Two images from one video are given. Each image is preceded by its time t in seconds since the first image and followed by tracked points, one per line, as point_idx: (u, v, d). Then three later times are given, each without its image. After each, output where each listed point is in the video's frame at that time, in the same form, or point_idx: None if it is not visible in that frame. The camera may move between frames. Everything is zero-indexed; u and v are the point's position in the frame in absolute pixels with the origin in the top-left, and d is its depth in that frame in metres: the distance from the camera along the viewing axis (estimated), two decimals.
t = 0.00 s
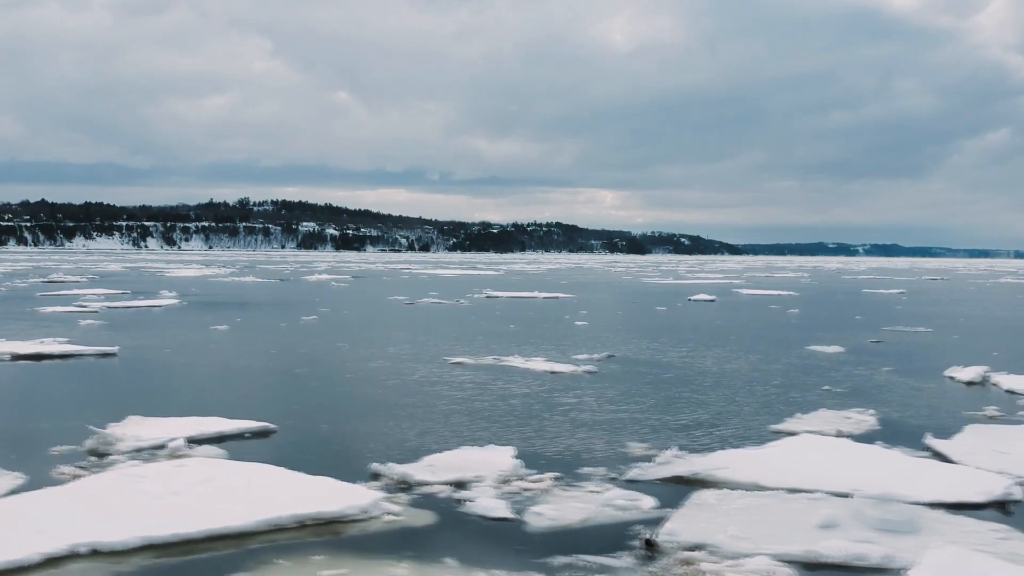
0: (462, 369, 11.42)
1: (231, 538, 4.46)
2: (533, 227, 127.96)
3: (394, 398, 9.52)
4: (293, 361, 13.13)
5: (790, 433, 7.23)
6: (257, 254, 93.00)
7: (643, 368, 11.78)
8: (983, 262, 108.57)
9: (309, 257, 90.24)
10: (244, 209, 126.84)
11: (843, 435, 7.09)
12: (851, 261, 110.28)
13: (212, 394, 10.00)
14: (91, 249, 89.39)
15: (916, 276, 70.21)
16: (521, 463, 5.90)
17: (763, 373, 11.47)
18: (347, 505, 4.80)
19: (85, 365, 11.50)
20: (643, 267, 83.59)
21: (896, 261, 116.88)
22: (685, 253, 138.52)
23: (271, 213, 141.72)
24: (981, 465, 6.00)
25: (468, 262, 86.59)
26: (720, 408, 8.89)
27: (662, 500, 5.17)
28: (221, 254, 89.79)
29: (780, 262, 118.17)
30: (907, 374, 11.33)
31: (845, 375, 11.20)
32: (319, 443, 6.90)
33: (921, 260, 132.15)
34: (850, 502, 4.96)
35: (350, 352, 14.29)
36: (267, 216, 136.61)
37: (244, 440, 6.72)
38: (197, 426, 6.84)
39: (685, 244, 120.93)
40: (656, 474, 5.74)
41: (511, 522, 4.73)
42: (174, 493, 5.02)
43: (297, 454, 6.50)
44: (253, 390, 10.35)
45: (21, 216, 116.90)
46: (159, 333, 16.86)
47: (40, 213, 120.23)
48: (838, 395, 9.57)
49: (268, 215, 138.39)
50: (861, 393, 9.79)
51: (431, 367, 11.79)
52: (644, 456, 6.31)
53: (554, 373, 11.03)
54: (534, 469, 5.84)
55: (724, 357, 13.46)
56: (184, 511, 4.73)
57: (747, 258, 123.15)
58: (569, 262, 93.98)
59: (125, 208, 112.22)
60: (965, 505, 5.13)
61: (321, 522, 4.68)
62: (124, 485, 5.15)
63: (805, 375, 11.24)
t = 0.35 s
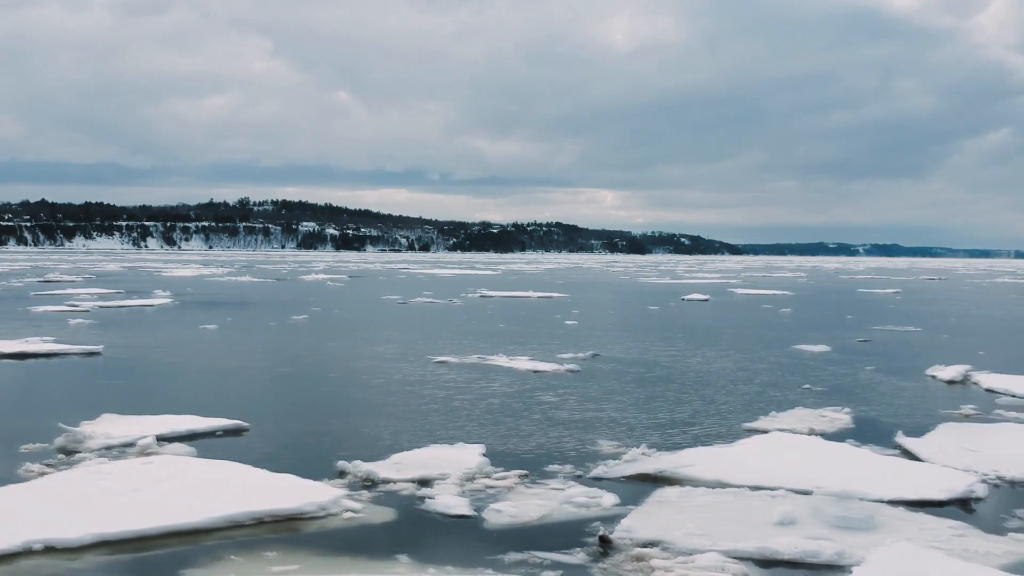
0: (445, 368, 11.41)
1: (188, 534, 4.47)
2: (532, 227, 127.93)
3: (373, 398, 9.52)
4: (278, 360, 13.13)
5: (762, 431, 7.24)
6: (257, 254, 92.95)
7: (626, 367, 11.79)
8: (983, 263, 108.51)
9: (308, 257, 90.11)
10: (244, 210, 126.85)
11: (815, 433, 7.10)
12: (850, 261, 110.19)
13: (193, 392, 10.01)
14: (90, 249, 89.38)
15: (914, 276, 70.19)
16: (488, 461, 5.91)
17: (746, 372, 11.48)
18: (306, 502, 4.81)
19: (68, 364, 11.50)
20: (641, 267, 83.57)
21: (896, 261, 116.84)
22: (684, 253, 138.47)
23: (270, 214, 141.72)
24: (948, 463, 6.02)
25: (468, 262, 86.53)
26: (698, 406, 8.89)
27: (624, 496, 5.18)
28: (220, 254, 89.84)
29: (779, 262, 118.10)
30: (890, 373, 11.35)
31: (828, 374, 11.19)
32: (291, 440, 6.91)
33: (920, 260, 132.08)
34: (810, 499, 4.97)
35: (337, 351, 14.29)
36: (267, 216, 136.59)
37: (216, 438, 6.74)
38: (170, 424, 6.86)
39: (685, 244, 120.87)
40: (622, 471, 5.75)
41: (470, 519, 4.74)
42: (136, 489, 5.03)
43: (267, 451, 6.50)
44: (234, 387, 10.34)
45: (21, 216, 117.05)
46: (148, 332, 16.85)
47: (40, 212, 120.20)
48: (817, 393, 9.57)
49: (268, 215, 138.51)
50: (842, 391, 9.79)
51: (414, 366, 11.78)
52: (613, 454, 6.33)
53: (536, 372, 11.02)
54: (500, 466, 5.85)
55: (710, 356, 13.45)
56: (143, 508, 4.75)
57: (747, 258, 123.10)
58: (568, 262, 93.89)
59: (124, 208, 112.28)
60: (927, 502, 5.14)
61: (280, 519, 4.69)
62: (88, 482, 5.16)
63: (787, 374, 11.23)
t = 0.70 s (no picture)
0: (427, 367, 11.43)
1: (145, 531, 4.48)
2: (532, 227, 127.86)
3: (353, 396, 9.53)
4: (263, 359, 13.15)
5: (734, 429, 7.25)
6: (256, 253, 92.95)
7: (609, 366, 11.80)
8: (982, 262, 108.38)
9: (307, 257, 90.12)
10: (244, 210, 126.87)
11: (786, 431, 7.12)
12: (850, 260, 110.14)
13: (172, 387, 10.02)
14: (90, 249, 89.43)
15: (912, 275, 70.15)
16: (454, 459, 5.93)
17: (728, 371, 11.50)
18: (265, 499, 4.82)
19: (51, 363, 11.51)
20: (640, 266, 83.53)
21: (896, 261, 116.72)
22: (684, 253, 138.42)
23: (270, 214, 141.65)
24: (916, 461, 6.02)
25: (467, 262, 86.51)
26: (675, 405, 8.90)
27: (586, 494, 5.20)
28: (220, 254, 89.90)
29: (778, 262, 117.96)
30: (872, 371, 11.35)
31: (810, 373, 11.20)
32: (263, 438, 6.92)
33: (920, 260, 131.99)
34: (771, 497, 4.98)
35: (324, 350, 14.29)
36: (267, 216, 136.51)
37: (187, 436, 6.75)
38: (142, 422, 6.87)
39: (685, 244, 120.75)
40: (587, 469, 5.77)
41: (428, 517, 4.75)
42: (97, 487, 5.05)
43: (238, 449, 6.52)
44: (215, 385, 10.34)
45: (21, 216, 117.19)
46: (137, 331, 16.86)
47: (40, 212, 120.21)
48: (796, 392, 9.58)
49: (268, 215, 138.49)
50: (821, 390, 9.79)
51: (397, 365, 11.78)
52: (582, 452, 6.35)
53: (518, 371, 11.02)
54: (466, 464, 5.87)
55: (695, 355, 13.47)
56: (103, 505, 4.76)
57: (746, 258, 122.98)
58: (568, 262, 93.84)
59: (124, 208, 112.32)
60: (888, 500, 5.15)
61: (238, 516, 4.70)
62: (50, 480, 5.18)
63: (769, 372, 11.25)
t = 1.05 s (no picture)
0: (409, 365, 11.42)
1: (101, 527, 4.49)
2: (532, 226, 127.82)
3: (331, 392, 9.51)
4: (249, 356, 13.17)
5: (706, 427, 7.25)
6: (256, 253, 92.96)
7: (592, 365, 11.81)
8: (982, 262, 108.26)
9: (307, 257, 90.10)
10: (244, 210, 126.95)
11: (758, 430, 7.13)
12: (850, 261, 109.96)
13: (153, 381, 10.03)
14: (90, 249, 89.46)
15: (911, 275, 70.08)
16: (421, 456, 5.94)
17: (711, 370, 11.50)
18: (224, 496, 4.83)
19: (34, 361, 11.51)
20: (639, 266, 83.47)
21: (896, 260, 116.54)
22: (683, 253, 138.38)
23: (270, 214, 141.65)
24: (882, 459, 6.04)
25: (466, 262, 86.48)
26: (653, 403, 8.90)
27: (548, 491, 5.21)
28: (220, 254, 89.95)
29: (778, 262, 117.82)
30: (855, 370, 11.36)
31: (793, 371, 11.21)
32: (234, 435, 6.93)
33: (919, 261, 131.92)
34: (729, 494, 5.00)
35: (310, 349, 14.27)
36: (267, 216, 136.46)
37: (157, 434, 6.76)
38: (113, 420, 6.88)
39: (685, 243, 120.68)
40: (552, 467, 5.78)
41: (387, 514, 4.76)
42: (58, 484, 5.06)
43: (207, 446, 6.53)
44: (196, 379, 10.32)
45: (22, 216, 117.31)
46: (126, 330, 16.87)
47: (40, 212, 120.18)
48: (775, 390, 9.59)
49: (268, 215, 138.57)
50: (800, 389, 9.80)
51: (380, 364, 11.76)
52: (550, 450, 6.35)
53: (500, 369, 11.02)
54: (432, 462, 5.88)
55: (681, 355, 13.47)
56: (63, 501, 4.77)
57: (746, 258, 122.93)
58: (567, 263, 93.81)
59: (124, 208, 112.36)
60: (848, 497, 5.17)
61: (196, 513, 4.71)
62: (13, 477, 5.19)
63: (751, 371, 11.25)
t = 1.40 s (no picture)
0: (391, 365, 11.41)
1: (58, 524, 4.51)
2: (531, 226, 127.86)
3: (310, 391, 9.49)
4: (235, 354, 13.20)
5: (678, 426, 7.25)
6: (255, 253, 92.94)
7: (575, 364, 11.84)
8: (982, 262, 108.25)
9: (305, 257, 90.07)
10: (244, 210, 126.95)
11: (729, 428, 7.13)
12: (849, 260, 109.78)
13: (134, 377, 10.04)
14: (90, 249, 89.47)
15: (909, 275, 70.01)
16: (387, 455, 5.95)
17: (693, 369, 11.52)
18: (183, 494, 4.85)
19: (17, 360, 11.52)
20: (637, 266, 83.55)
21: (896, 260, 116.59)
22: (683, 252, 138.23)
23: (269, 214, 141.60)
24: (848, 457, 6.05)
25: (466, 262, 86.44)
26: (631, 402, 8.88)
27: (509, 489, 5.21)
28: (219, 254, 90.04)
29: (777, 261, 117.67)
30: (836, 369, 11.39)
31: (775, 371, 11.20)
32: (205, 433, 6.92)
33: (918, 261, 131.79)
34: (689, 491, 5.00)
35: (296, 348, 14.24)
36: (266, 216, 136.36)
37: (129, 432, 6.78)
38: (85, 419, 6.90)
39: (684, 243, 120.70)
40: (518, 464, 5.78)
41: (345, 511, 4.77)
42: (20, 482, 5.07)
43: (176, 444, 6.53)
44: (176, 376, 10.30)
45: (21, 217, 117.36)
46: (115, 329, 16.88)
47: (40, 212, 120.19)
48: (754, 389, 9.58)
49: (268, 215, 138.59)
50: (780, 388, 9.79)
51: (363, 363, 11.74)
52: (518, 448, 6.35)
53: (481, 369, 11.01)
54: (398, 460, 5.88)
55: (666, 354, 13.46)
56: (22, 499, 4.78)
57: (745, 258, 122.79)
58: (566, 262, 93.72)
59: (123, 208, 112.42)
60: (809, 495, 5.17)
61: (154, 510, 4.73)
62: None
63: (734, 370, 11.24)
